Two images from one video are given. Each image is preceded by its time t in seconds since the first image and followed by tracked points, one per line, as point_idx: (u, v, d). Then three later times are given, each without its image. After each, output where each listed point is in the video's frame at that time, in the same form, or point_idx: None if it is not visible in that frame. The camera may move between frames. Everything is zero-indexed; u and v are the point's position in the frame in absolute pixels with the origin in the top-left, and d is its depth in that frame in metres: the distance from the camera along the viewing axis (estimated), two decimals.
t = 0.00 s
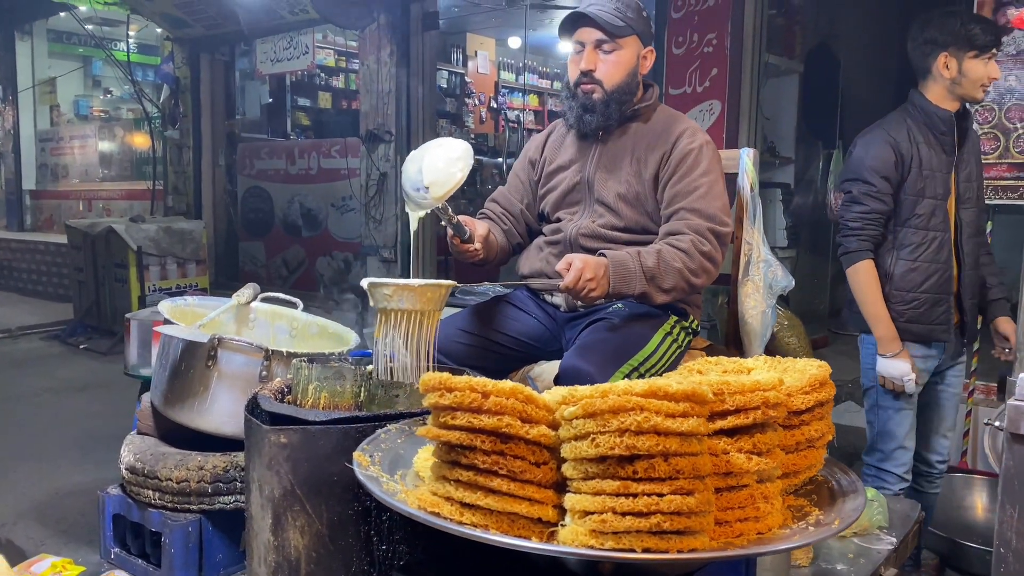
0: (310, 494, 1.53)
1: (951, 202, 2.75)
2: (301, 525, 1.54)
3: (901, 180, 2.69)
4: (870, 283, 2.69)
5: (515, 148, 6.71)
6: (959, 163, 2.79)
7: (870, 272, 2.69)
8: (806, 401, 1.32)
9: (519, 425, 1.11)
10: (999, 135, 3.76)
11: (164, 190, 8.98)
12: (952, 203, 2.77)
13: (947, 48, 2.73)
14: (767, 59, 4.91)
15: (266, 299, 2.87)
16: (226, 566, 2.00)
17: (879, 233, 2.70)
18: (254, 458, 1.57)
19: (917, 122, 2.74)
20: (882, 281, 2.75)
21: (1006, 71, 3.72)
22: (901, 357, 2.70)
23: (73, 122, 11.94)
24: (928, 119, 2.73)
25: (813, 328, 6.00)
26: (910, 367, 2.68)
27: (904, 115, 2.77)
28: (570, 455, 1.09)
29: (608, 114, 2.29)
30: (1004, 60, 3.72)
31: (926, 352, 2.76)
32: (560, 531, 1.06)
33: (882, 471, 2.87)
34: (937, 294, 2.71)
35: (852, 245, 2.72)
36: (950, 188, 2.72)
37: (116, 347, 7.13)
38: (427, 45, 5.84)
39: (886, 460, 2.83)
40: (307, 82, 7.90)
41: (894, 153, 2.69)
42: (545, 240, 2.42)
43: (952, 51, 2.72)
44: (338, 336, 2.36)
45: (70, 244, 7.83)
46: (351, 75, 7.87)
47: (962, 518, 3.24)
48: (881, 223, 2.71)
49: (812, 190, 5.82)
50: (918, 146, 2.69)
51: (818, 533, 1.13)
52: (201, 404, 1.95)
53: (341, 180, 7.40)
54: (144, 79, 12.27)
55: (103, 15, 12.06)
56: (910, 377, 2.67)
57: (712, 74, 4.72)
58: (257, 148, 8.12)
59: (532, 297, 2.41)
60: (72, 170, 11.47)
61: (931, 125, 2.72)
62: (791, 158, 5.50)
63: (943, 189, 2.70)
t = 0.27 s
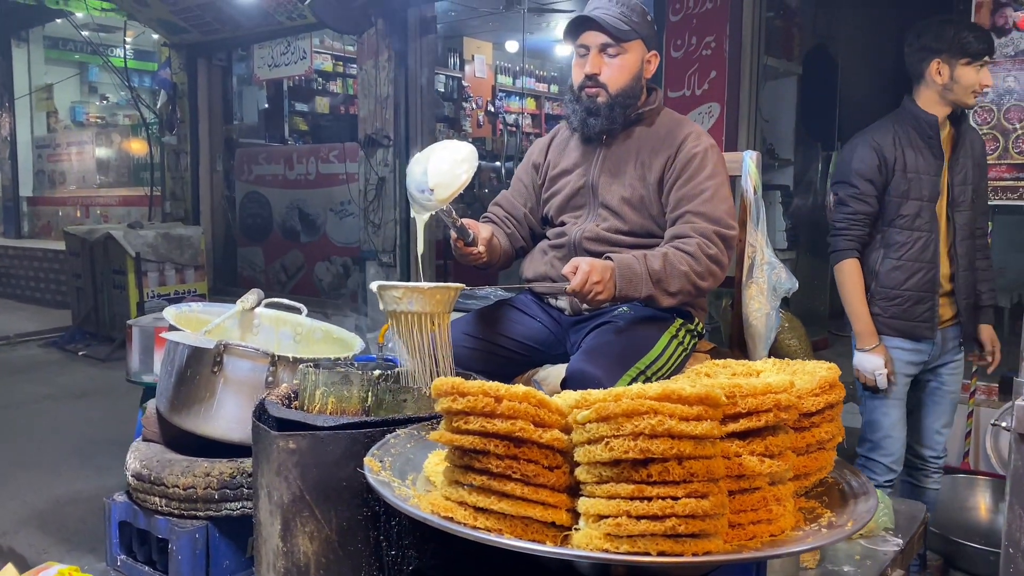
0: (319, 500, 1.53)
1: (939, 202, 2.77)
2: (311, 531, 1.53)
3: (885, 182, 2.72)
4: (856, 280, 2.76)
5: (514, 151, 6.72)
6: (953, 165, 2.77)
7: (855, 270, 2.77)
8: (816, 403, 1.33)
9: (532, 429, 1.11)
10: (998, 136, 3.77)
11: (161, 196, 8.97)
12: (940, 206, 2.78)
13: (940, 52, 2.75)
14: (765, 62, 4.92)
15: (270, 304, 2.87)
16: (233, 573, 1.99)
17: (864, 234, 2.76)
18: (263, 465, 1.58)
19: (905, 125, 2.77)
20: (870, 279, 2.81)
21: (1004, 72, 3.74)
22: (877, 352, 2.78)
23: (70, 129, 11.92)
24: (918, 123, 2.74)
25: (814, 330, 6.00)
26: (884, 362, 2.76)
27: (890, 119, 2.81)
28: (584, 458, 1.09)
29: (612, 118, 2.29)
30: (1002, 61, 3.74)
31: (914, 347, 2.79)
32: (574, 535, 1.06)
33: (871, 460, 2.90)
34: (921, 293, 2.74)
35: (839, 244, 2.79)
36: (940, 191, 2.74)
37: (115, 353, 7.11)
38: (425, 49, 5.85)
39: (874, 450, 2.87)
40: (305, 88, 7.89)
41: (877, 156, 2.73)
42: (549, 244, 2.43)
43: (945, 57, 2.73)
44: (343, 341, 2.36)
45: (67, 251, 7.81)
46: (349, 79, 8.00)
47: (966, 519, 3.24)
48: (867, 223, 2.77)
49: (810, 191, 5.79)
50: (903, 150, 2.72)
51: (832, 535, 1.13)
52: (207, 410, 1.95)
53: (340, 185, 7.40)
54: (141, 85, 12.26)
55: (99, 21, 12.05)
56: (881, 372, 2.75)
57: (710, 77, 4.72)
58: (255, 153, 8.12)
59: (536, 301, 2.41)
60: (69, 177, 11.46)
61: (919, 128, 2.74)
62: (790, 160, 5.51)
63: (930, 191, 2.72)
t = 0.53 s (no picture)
0: (324, 504, 1.53)
1: (918, 202, 2.93)
2: (316, 535, 1.53)
3: (858, 183, 2.94)
4: (829, 278, 2.99)
5: (514, 153, 6.72)
6: (931, 165, 2.92)
7: (829, 268, 2.99)
8: (821, 403, 1.33)
9: (538, 431, 1.11)
10: (1000, 134, 3.77)
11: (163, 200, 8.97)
12: (918, 206, 2.95)
13: (913, 58, 2.92)
14: (765, 61, 4.92)
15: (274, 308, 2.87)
16: None
17: (840, 232, 2.98)
18: (267, 468, 1.57)
19: (880, 129, 2.96)
20: (846, 276, 3.02)
21: (1005, 70, 3.74)
22: (841, 347, 3.01)
23: (70, 133, 11.94)
24: (893, 127, 2.92)
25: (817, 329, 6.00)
26: (847, 356, 2.98)
27: (864, 125, 3.00)
28: (589, 460, 1.09)
29: (615, 119, 2.30)
30: (1003, 59, 3.74)
31: (884, 344, 2.99)
32: (581, 537, 1.06)
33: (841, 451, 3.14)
34: (895, 289, 2.92)
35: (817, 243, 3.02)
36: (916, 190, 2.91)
37: (117, 358, 7.11)
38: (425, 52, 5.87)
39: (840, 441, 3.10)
40: (305, 90, 7.91)
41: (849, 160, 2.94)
42: (553, 246, 2.43)
43: (917, 60, 2.90)
44: (346, 344, 2.36)
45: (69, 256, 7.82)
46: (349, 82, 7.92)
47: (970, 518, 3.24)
48: (843, 222, 2.99)
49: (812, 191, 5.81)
50: (875, 153, 2.92)
51: (838, 535, 1.13)
52: (211, 414, 1.95)
53: (340, 188, 7.41)
54: (141, 89, 12.28)
55: (99, 26, 12.07)
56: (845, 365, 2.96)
57: (711, 77, 4.72)
58: (256, 157, 8.13)
59: (540, 303, 2.42)
60: (71, 181, 11.47)
61: (893, 132, 2.92)
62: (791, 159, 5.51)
63: (902, 190, 2.89)
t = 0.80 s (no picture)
0: (329, 504, 1.53)
1: (877, 201, 3.16)
2: (322, 536, 1.54)
3: (813, 185, 3.24)
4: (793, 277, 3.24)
5: (517, 154, 6.72)
6: (887, 166, 3.13)
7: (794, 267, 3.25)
8: (825, 401, 1.33)
9: (543, 431, 1.11)
10: (1002, 132, 3.76)
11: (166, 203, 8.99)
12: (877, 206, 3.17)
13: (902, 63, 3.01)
14: (767, 60, 4.92)
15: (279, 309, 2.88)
16: None
17: (802, 232, 3.29)
18: (273, 470, 1.58)
19: (838, 134, 3.22)
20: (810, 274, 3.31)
21: (1007, 68, 3.74)
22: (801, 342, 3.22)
23: (73, 137, 11.98)
24: (848, 133, 3.18)
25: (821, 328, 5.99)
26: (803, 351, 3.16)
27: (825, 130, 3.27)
28: (594, 460, 1.09)
29: (617, 119, 2.30)
30: (1004, 57, 3.74)
31: (844, 339, 3.24)
32: (586, 536, 1.07)
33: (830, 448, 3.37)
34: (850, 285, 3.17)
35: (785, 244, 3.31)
36: (872, 189, 3.14)
37: (121, 361, 7.12)
38: (427, 54, 5.91)
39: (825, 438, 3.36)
40: (307, 92, 7.75)
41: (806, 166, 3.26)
42: (555, 247, 2.43)
43: (869, 65, 3.14)
44: (350, 346, 2.37)
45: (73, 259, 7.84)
46: (351, 85, 7.67)
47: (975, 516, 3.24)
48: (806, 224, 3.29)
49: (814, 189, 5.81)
50: (831, 158, 3.20)
51: (843, 533, 1.13)
52: (216, 417, 1.96)
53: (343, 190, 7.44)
54: (144, 93, 12.31)
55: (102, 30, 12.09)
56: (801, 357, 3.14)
57: (713, 77, 4.72)
58: (259, 159, 8.14)
59: (543, 303, 2.42)
60: (74, 185, 11.50)
61: (849, 137, 3.17)
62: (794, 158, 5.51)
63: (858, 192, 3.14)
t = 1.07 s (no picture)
0: (337, 504, 1.54)
1: (848, 200, 3.24)
2: (329, 536, 1.54)
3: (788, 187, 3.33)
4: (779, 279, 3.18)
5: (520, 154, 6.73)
6: (855, 166, 3.20)
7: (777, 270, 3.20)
8: (832, 400, 1.33)
9: (549, 430, 1.11)
10: (1007, 130, 3.75)
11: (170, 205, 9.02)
12: (847, 206, 3.25)
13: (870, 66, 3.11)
14: (770, 59, 4.92)
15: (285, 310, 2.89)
16: None
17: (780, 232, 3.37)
18: (280, 470, 1.58)
19: (809, 137, 3.29)
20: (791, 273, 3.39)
21: (1012, 65, 3.73)
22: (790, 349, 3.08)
23: (78, 140, 12.01)
24: (817, 135, 3.26)
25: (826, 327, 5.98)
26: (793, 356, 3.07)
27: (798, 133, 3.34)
28: (600, 459, 1.10)
29: (623, 120, 2.30)
30: (1009, 54, 3.74)
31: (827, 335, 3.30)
32: (593, 535, 1.07)
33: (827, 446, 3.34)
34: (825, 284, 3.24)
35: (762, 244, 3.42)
36: (843, 190, 3.21)
37: (127, 362, 7.14)
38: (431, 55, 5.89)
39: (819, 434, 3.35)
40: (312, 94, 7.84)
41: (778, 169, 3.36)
42: (561, 246, 2.44)
43: (823, 76, 3.25)
44: (356, 346, 2.37)
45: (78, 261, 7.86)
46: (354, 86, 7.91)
47: (981, 514, 3.23)
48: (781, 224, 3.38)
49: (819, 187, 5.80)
50: (801, 160, 3.29)
51: (850, 531, 1.13)
52: (223, 417, 1.96)
53: (347, 191, 7.45)
54: (147, 95, 12.36)
55: (106, 32, 12.12)
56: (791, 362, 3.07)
57: (716, 76, 4.72)
58: (263, 161, 8.16)
59: (548, 303, 2.42)
60: (78, 187, 11.54)
61: (819, 139, 3.25)
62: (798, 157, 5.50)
63: (832, 192, 3.21)
